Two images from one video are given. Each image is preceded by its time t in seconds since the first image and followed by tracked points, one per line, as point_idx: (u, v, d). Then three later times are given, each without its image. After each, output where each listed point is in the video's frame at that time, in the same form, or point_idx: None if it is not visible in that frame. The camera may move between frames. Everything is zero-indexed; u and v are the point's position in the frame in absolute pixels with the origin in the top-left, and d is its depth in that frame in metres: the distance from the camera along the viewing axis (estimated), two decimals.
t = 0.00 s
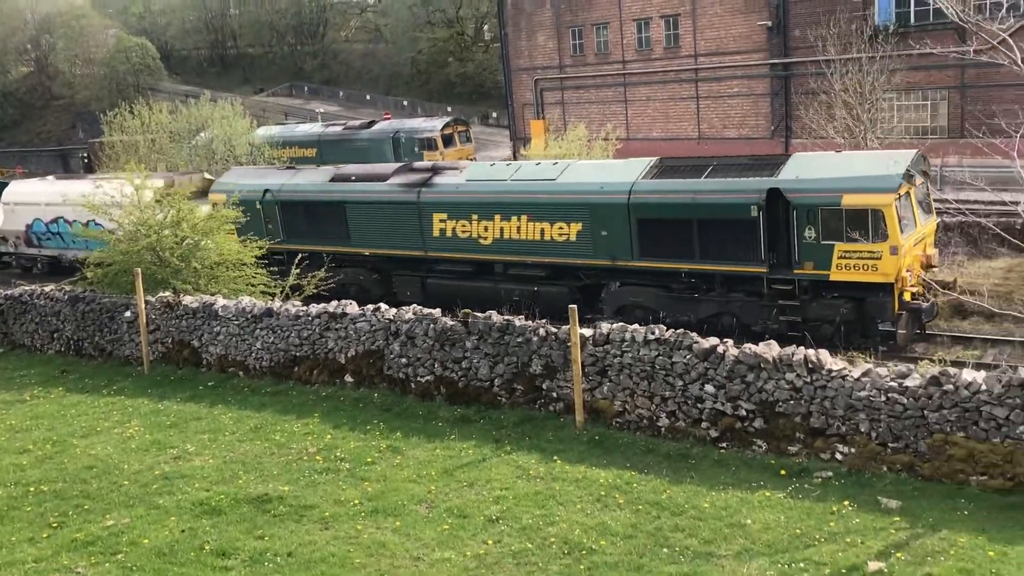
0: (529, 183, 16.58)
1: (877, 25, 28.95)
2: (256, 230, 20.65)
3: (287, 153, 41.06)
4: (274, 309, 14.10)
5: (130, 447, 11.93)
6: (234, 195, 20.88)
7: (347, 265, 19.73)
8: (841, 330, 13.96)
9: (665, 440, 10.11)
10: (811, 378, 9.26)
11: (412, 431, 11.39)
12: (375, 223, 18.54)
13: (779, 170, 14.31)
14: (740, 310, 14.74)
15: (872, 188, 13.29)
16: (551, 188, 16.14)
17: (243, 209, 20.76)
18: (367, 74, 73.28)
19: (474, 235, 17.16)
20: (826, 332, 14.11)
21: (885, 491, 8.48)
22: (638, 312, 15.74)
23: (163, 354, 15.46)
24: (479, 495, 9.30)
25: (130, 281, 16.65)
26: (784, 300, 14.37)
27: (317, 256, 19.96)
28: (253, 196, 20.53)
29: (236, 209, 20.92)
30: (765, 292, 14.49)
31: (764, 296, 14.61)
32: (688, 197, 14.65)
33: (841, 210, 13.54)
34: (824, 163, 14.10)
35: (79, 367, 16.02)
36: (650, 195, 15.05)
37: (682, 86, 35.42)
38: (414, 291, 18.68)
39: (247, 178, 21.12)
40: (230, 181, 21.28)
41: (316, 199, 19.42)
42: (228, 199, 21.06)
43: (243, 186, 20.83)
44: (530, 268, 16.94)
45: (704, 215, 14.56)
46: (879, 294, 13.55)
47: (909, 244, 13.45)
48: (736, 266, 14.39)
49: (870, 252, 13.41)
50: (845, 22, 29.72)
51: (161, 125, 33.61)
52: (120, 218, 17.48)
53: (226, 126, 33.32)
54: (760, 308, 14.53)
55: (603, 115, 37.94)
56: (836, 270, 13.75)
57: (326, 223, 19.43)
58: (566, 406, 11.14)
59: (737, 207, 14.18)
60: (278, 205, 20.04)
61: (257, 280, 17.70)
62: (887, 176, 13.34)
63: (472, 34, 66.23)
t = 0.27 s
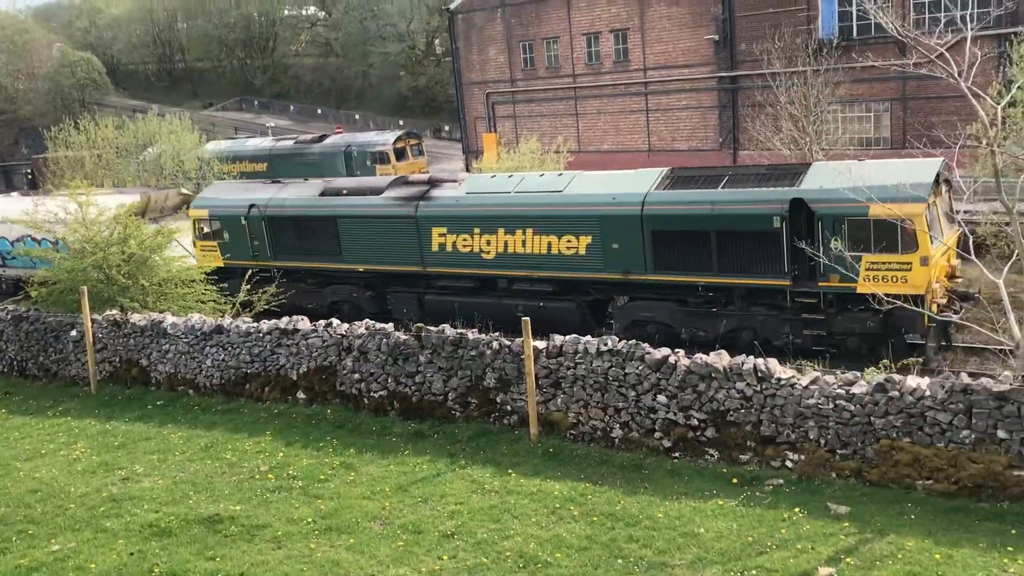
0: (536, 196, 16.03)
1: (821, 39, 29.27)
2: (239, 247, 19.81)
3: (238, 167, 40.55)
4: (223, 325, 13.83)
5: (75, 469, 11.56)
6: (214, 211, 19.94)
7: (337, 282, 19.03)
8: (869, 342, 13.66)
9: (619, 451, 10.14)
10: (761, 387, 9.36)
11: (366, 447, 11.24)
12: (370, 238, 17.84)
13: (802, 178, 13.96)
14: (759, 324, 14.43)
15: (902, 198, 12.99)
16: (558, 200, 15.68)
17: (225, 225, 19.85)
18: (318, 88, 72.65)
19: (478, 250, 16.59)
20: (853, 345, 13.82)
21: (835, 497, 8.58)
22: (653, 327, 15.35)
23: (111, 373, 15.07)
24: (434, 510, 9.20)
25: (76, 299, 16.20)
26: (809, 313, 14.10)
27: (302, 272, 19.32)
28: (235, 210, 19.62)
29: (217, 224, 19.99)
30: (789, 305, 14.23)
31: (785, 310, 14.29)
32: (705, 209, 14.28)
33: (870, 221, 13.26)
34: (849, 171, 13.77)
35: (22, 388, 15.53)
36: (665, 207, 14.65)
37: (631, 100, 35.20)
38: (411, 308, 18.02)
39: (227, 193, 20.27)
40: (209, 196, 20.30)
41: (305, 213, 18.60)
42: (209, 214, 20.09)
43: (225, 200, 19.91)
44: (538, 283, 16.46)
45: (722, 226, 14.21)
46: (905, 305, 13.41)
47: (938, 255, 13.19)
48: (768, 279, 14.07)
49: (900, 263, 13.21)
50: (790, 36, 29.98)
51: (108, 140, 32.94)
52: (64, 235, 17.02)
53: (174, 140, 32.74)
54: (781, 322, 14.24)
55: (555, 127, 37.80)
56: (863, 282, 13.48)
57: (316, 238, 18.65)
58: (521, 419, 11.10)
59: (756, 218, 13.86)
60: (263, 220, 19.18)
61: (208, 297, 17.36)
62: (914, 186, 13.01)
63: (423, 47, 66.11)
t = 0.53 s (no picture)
0: (523, 208, 15.20)
1: (746, 55, 30.13)
2: (202, 263, 18.69)
3: (164, 180, 39.54)
4: (147, 342, 13.36)
5: None
6: (176, 226, 18.87)
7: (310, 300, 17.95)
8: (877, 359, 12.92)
9: (551, 463, 10.16)
10: (690, 398, 9.47)
11: (295, 465, 10.99)
12: (344, 253, 16.82)
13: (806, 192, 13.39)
14: (762, 340, 13.61)
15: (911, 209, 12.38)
16: (548, 213, 14.86)
17: (187, 240, 18.75)
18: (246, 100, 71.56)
19: (462, 265, 15.67)
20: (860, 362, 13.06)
21: (762, 505, 8.72)
22: (649, 344, 14.57)
23: (27, 393, 14.42)
24: (365, 528, 9.03)
25: None
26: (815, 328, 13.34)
27: (272, 289, 18.29)
28: (198, 225, 18.53)
29: (179, 240, 18.90)
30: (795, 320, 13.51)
31: (789, 325, 13.51)
32: (709, 221, 13.57)
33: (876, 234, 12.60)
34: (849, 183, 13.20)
35: None
36: (664, 219, 13.91)
37: (563, 114, 35.46)
38: (388, 325, 17.01)
39: (192, 204, 19.22)
40: (170, 210, 19.22)
41: (274, 227, 17.55)
42: (170, 229, 18.99)
43: (187, 215, 18.84)
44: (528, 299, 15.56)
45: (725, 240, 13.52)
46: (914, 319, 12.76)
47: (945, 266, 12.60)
48: (748, 292, 13.49)
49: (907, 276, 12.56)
50: (715, 53, 30.73)
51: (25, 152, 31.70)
52: None
53: (96, 152, 31.71)
54: (785, 338, 13.42)
55: (488, 141, 37.79)
56: (869, 296, 12.89)
57: (285, 253, 17.59)
58: (453, 434, 11.02)
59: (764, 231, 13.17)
60: (228, 234, 18.10)
61: (131, 314, 16.77)
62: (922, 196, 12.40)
63: (354, 60, 66.33)
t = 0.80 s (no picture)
0: (499, 215, 14.68)
1: (657, 67, 30.72)
2: (151, 273, 17.70)
3: (65, 188, 37.90)
4: (44, 356, 12.68)
5: None
6: (120, 234, 17.84)
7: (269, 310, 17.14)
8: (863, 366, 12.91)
9: (466, 473, 10.11)
10: (603, 404, 9.53)
11: (202, 481, 10.60)
12: (307, 262, 16.05)
13: (791, 198, 13.15)
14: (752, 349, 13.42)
15: (906, 215, 12.19)
16: (526, 221, 14.40)
17: (132, 250, 17.73)
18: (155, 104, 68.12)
19: (436, 274, 15.10)
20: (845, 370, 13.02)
21: (673, 509, 8.85)
22: (632, 354, 14.28)
23: None
24: (275, 544, 8.76)
25: None
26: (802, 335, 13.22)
27: (226, 301, 17.40)
28: (145, 233, 17.53)
29: (123, 249, 17.87)
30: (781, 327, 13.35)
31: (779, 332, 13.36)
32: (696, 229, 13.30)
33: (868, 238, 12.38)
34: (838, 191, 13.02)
35: None
36: (648, 227, 13.58)
37: (479, 122, 35.41)
38: (354, 338, 16.31)
39: (138, 212, 18.17)
40: (113, 218, 18.16)
41: (230, 235, 16.68)
42: (114, 238, 17.94)
43: (132, 222, 17.82)
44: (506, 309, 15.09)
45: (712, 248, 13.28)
46: (907, 327, 12.60)
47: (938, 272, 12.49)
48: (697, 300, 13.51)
49: (902, 282, 12.37)
50: (626, 63, 31.23)
51: None
52: None
53: None
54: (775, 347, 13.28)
55: (404, 148, 37.26)
56: (863, 301, 12.64)
57: (243, 263, 16.75)
58: (367, 445, 10.83)
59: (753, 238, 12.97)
60: (179, 243, 17.16)
61: (27, 327, 15.93)
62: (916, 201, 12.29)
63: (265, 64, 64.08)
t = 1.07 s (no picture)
0: (480, 216, 14.42)
1: (573, 71, 30.95)
2: (104, 281, 16.91)
3: None
4: None
5: None
6: (68, 240, 17.01)
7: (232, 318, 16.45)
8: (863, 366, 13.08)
9: (383, 479, 10.00)
10: (520, 406, 9.58)
11: (109, 495, 10.18)
12: (274, 265, 15.51)
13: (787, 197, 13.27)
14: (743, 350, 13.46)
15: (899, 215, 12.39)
16: (508, 221, 14.18)
17: (82, 256, 16.93)
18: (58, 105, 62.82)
19: (414, 278, 14.72)
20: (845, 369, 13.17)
21: (590, 509, 8.94)
22: (620, 357, 14.08)
23: None
24: (185, 557, 8.47)
25: None
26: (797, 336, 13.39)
27: (185, 309, 16.63)
28: (96, 238, 16.75)
29: (71, 255, 17.04)
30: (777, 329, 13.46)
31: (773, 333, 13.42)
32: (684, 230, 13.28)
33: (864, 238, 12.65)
34: (831, 186, 13.18)
35: None
36: (635, 228, 13.52)
37: (395, 124, 34.92)
38: (325, 346, 15.77)
39: (88, 215, 17.31)
40: (60, 221, 17.32)
41: (190, 239, 16.01)
42: (61, 244, 17.11)
43: (80, 227, 17.00)
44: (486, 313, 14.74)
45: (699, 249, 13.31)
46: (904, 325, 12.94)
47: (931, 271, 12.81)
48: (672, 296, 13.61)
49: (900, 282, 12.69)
50: (542, 66, 31.39)
51: None
52: None
53: None
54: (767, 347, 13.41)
55: (319, 151, 36.71)
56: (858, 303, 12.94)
57: (206, 268, 16.07)
58: (282, 454, 10.58)
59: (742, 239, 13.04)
60: (133, 248, 16.43)
61: None
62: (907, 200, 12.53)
63: (175, 66, 59.59)
